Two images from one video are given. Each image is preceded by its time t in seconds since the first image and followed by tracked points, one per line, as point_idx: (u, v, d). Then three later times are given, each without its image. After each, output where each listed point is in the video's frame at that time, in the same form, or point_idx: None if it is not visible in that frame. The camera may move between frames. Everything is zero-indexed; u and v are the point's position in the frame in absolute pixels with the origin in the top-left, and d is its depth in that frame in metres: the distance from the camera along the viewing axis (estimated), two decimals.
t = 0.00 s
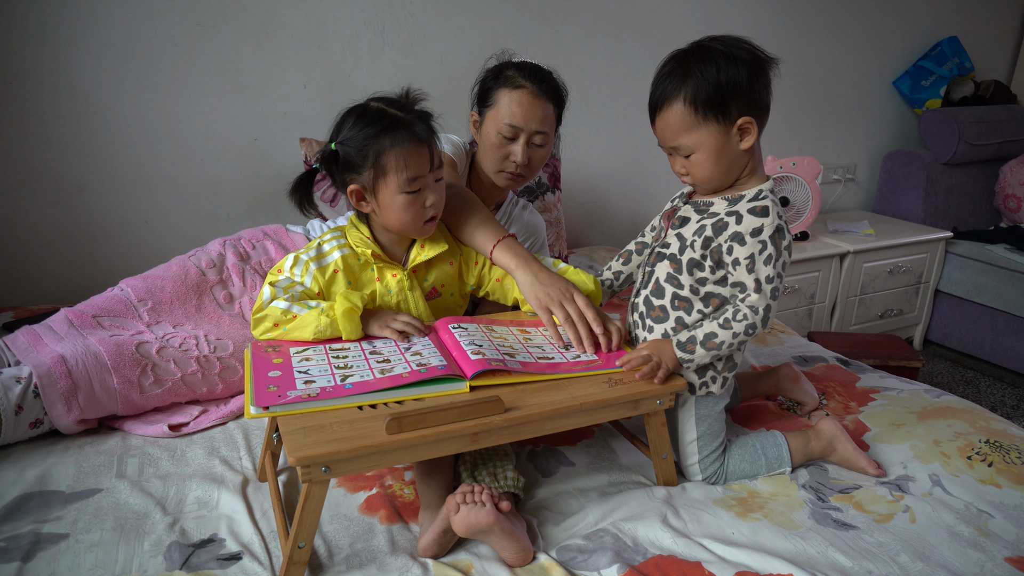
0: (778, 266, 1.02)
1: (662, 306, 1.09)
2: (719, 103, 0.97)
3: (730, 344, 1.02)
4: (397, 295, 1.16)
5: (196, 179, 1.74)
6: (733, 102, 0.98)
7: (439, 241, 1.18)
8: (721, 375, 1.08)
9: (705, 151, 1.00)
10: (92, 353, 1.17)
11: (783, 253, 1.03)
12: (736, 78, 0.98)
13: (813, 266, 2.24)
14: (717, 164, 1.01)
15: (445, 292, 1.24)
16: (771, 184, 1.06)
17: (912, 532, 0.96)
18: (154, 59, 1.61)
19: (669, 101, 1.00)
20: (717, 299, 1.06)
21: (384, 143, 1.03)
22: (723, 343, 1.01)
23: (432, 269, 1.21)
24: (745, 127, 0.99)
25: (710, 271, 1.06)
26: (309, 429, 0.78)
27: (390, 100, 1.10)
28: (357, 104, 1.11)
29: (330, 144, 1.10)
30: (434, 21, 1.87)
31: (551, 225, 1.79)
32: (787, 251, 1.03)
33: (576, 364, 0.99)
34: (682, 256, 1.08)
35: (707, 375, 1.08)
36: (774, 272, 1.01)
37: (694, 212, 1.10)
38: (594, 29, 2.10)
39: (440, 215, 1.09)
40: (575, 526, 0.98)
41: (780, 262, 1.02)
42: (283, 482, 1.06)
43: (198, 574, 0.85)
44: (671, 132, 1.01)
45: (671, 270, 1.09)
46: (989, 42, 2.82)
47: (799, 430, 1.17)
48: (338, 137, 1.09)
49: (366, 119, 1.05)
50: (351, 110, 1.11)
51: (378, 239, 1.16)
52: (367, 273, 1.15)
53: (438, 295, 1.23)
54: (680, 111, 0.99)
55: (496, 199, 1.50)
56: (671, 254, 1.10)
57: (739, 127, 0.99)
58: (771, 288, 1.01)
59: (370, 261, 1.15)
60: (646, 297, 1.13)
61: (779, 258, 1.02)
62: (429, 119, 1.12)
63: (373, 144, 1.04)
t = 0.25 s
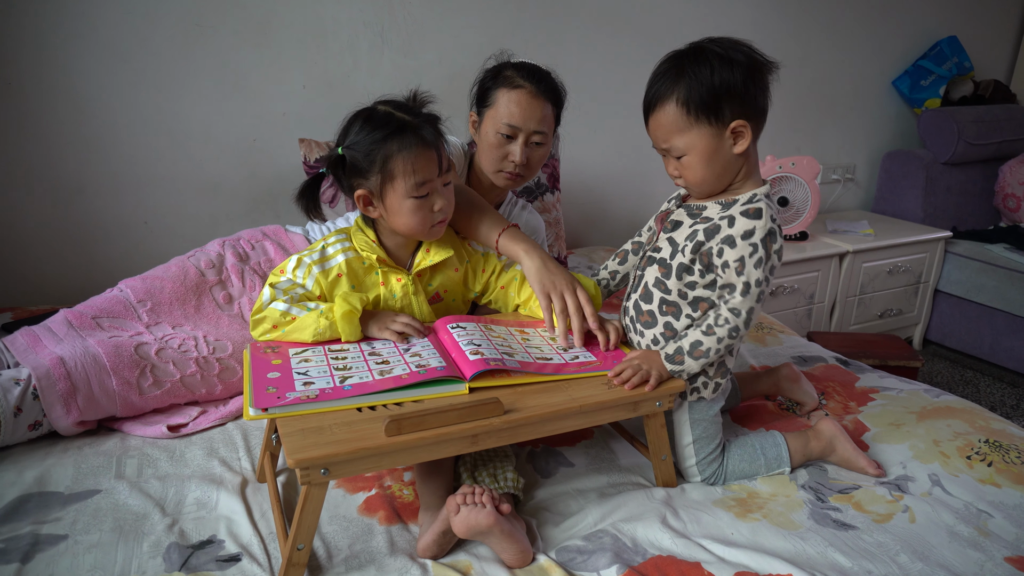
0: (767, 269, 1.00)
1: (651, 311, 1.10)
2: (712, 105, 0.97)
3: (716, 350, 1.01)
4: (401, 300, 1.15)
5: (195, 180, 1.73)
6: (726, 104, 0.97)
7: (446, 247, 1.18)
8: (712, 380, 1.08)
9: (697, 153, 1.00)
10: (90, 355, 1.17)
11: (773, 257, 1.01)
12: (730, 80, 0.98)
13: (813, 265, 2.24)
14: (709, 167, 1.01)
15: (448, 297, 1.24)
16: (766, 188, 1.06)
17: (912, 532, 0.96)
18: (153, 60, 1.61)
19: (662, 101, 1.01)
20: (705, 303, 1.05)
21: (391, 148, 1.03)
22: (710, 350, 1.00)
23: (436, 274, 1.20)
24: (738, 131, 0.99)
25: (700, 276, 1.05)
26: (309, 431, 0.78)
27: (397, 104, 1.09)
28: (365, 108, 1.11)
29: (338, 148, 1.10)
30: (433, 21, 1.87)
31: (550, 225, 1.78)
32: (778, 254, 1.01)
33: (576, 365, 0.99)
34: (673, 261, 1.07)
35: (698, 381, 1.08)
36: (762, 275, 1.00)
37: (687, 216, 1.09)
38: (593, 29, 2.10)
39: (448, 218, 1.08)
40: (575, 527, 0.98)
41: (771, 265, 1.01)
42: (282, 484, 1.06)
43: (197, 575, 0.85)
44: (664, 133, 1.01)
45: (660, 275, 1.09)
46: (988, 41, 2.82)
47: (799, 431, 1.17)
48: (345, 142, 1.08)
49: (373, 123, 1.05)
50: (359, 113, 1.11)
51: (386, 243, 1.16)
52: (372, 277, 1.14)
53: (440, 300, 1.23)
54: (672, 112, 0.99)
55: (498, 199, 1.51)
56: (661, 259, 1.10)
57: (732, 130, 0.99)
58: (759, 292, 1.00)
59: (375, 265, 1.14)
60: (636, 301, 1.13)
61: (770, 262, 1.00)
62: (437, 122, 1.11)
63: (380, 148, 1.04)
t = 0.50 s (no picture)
0: (761, 255, 1.00)
1: (660, 310, 1.10)
2: (703, 103, 0.97)
3: (708, 339, 1.01)
4: (403, 304, 1.15)
5: (194, 180, 1.73)
6: (718, 101, 0.98)
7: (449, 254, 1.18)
8: (726, 373, 1.10)
9: (692, 153, 1.00)
10: (89, 355, 1.17)
11: (767, 244, 1.00)
12: (719, 76, 0.98)
13: (811, 266, 2.24)
14: (706, 165, 1.01)
15: (449, 301, 1.24)
16: (763, 177, 1.06)
17: (910, 532, 0.96)
18: (152, 60, 1.61)
19: (654, 104, 1.00)
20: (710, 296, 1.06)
21: (393, 173, 1.01)
22: (702, 339, 1.01)
23: (438, 277, 1.21)
24: (732, 127, 0.99)
25: (703, 269, 1.06)
26: (307, 431, 0.78)
27: (400, 121, 1.07)
28: (368, 121, 1.08)
29: (339, 163, 1.08)
30: (432, 22, 1.87)
31: (549, 225, 1.78)
32: (775, 242, 1.00)
33: (576, 364, 0.99)
34: (677, 258, 1.08)
35: (712, 374, 1.09)
36: (755, 261, 1.00)
37: (687, 213, 1.10)
38: (593, 29, 2.10)
39: (447, 239, 1.09)
40: (573, 527, 0.98)
41: (765, 252, 1.00)
42: (281, 484, 1.06)
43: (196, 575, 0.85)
44: (657, 136, 1.02)
45: (665, 273, 1.09)
46: (987, 42, 2.82)
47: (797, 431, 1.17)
48: (347, 157, 1.07)
49: (376, 144, 1.03)
50: (361, 126, 1.08)
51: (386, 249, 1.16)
52: (373, 280, 1.14)
53: (442, 304, 1.23)
54: (664, 114, 0.99)
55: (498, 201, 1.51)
56: (666, 257, 1.10)
57: (725, 126, 0.99)
58: (750, 277, 1.00)
59: (377, 269, 1.14)
60: (644, 301, 1.14)
61: (766, 249, 1.00)
62: (440, 140, 1.09)
63: (382, 172, 1.02)
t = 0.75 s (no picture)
0: (765, 248, 1.01)
1: (675, 307, 1.09)
2: (702, 103, 0.97)
3: (709, 329, 1.02)
4: (404, 309, 1.15)
5: (193, 180, 1.73)
6: (717, 99, 0.98)
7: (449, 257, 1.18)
8: (740, 365, 1.11)
9: (696, 151, 1.00)
10: (87, 354, 1.17)
11: (771, 237, 1.02)
12: (717, 73, 0.98)
13: (810, 265, 2.24)
14: (710, 162, 1.01)
15: (449, 304, 1.23)
16: (765, 169, 1.07)
17: (909, 531, 0.96)
18: (151, 60, 1.61)
19: (654, 106, 1.00)
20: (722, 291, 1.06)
21: (401, 188, 1.00)
22: (702, 329, 1.02)
23: (440, 281, 1.19)
24: (733, 123, 0.99)
25: (714, 264, 1.06)
26: (306, 431, 0.77)
27: (406, 132, 1.05)
28: (372, 131, 1.06)
29: (343, 175, 1.06)
30: (430, 21, 1.87)
31: (548, 225, 1.78)
32: (778, 234, 1.02)
33: (575, 363, 1.00)
34: (688, 255, 1.08)
35: (727, 368, 1.10)
36: (758, 252, 1.01)
37: (692, 210, 1.10)
38: (591, 29, 2.10)
39: (453, 248, 1.08)
40: (573, 527, 0.98)
41: (767, 245, 1.01)
42: (280, 484, 1.06)
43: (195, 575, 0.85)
44: (659, 137, 1.01)
45: (677, 271, 1.09)
46: (986, 41, 2.83)
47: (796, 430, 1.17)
48: (352, 169, 1.05)
49: (383, 158, 1.01)
50: (366, 136, 1.06)
51: (386, 254, 1.16)
52: (375, 285, 1.13)
53: (442, 307, 1.22)
54: (666, 115, 0.99)
55: (493, 201, 1.51)
56: (676, 255, 1.10)
57: (726, 123, 0.99)
58: (752, 268, 1.01)
59: (377, 273, 1.13)
60: (656, 301, 1.13)
61: (769, 242, 1.02)
62: (446, 150, 1.07)
63: (389, 186, 1.01)
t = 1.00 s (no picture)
0: (774, 244, 1.01)
1: (679, 305, 1.09)
2: (709, 100, 0.97)
3: (722, 326, 1.01)
4: (404, 309, 1.15)
5: (192, 180, 1.73)
6: (724, 97, 0.98)
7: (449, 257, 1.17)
8: (744, 366, 1.12)
9: (703, 148, 1.00)
10: (86, 354, 1.17)
11: (778, 234, 1.02)
12: (724, 72, 0.98)
13: (810, 265, 2.24)
14: (715, 160, 1.01)
15: (449, 303, 1.23)
16: (770, 170, 1.07)
17: (908, 530, 0.96)
18: (150, 60, 1.61)
19: (661, 104, 1.00)
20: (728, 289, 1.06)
21: (405, 192, 1.00)
22: (716, 325, 1.00)
23: (440, 281, 1.20)
24: (738, 120, 0.99)
25: (719, 262, 1.06)
26: (305, 430, 0.77)
27: (413, 135, 1.05)
28: (377, 134, 1.06)
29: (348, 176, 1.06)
30: (429, 21, 1.87)
31: (547, 225, 1.78)
32: (785, 231, 1.02)
33: (575, 362, 0.99)
34: (692, 254, 1.08)
35: (730, 369, 1.11)
36: (768, 248, 1.01)
37: (698, 209, 1.10)
38: (591, 29, 2.10)
39: (456, 252, 1.08)
40: (572, 527, 0.97)
41: (776, 242, 1.02)
42: (279, 484, 1.06)
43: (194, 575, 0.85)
44: (666, 134, 1.01)
45: (682, 269, 1.09)
46: (985, 41, 2.83)
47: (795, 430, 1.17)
48: (356, 171, 1.05)
49: (388, 161, 1.01)
50: (370, 139, 1.06)
51: (387, 254, 1.16)
52: (376, 285, 1.13)
53: (442, 306, 1.23)
54: (672, 112, 0.99)
55: (491, 199, 1.52)
56: (681, 253, 1.10)
57: (732, 120, 0.99)
58: (765, 264, 1.01)
59: (378, 274, 1.13)
60: (661, 299, 1.13)
61: (777, 239, 1.02)
62: (452, 155, 1.07)
63: (393, 189, 1.01)
